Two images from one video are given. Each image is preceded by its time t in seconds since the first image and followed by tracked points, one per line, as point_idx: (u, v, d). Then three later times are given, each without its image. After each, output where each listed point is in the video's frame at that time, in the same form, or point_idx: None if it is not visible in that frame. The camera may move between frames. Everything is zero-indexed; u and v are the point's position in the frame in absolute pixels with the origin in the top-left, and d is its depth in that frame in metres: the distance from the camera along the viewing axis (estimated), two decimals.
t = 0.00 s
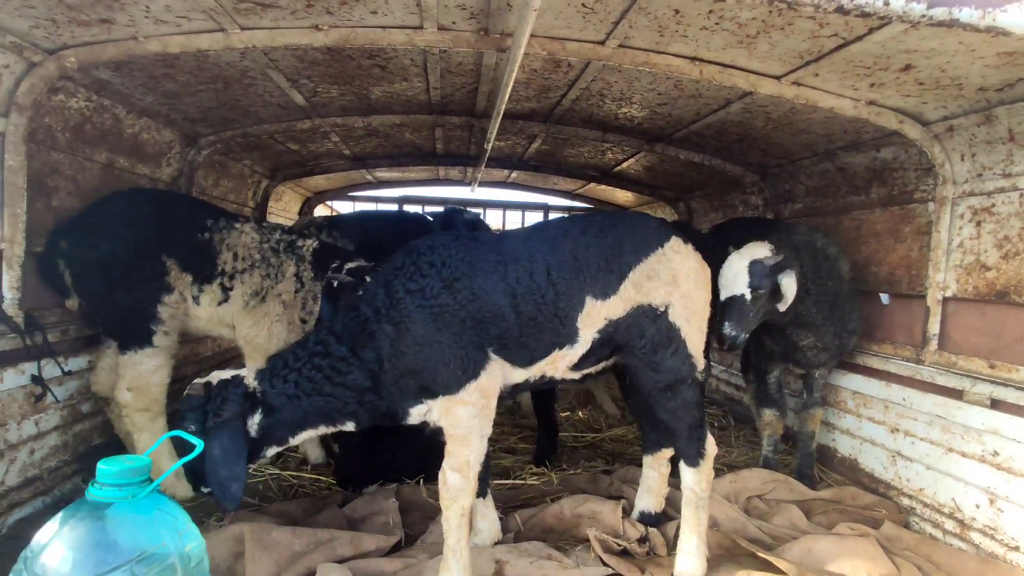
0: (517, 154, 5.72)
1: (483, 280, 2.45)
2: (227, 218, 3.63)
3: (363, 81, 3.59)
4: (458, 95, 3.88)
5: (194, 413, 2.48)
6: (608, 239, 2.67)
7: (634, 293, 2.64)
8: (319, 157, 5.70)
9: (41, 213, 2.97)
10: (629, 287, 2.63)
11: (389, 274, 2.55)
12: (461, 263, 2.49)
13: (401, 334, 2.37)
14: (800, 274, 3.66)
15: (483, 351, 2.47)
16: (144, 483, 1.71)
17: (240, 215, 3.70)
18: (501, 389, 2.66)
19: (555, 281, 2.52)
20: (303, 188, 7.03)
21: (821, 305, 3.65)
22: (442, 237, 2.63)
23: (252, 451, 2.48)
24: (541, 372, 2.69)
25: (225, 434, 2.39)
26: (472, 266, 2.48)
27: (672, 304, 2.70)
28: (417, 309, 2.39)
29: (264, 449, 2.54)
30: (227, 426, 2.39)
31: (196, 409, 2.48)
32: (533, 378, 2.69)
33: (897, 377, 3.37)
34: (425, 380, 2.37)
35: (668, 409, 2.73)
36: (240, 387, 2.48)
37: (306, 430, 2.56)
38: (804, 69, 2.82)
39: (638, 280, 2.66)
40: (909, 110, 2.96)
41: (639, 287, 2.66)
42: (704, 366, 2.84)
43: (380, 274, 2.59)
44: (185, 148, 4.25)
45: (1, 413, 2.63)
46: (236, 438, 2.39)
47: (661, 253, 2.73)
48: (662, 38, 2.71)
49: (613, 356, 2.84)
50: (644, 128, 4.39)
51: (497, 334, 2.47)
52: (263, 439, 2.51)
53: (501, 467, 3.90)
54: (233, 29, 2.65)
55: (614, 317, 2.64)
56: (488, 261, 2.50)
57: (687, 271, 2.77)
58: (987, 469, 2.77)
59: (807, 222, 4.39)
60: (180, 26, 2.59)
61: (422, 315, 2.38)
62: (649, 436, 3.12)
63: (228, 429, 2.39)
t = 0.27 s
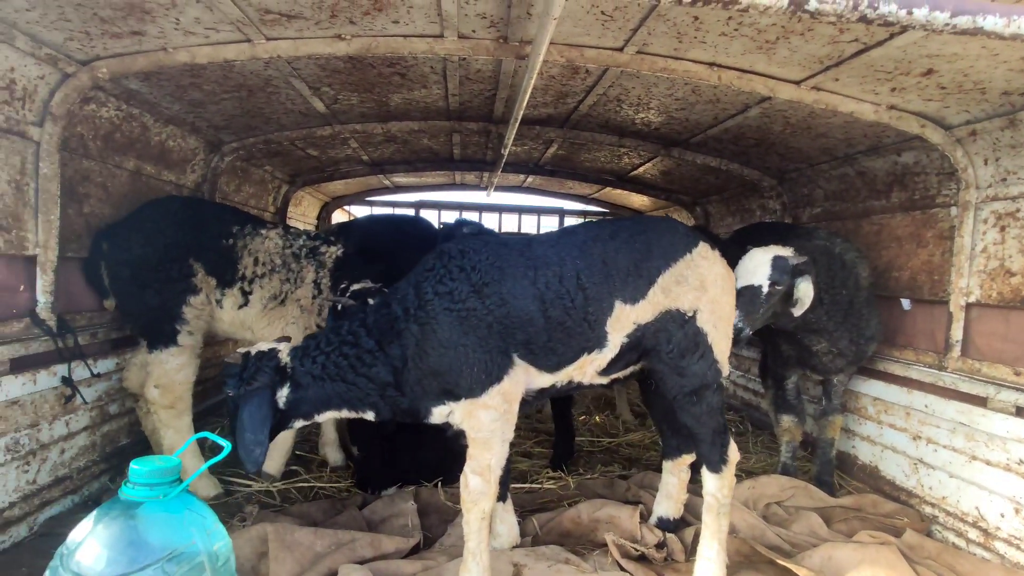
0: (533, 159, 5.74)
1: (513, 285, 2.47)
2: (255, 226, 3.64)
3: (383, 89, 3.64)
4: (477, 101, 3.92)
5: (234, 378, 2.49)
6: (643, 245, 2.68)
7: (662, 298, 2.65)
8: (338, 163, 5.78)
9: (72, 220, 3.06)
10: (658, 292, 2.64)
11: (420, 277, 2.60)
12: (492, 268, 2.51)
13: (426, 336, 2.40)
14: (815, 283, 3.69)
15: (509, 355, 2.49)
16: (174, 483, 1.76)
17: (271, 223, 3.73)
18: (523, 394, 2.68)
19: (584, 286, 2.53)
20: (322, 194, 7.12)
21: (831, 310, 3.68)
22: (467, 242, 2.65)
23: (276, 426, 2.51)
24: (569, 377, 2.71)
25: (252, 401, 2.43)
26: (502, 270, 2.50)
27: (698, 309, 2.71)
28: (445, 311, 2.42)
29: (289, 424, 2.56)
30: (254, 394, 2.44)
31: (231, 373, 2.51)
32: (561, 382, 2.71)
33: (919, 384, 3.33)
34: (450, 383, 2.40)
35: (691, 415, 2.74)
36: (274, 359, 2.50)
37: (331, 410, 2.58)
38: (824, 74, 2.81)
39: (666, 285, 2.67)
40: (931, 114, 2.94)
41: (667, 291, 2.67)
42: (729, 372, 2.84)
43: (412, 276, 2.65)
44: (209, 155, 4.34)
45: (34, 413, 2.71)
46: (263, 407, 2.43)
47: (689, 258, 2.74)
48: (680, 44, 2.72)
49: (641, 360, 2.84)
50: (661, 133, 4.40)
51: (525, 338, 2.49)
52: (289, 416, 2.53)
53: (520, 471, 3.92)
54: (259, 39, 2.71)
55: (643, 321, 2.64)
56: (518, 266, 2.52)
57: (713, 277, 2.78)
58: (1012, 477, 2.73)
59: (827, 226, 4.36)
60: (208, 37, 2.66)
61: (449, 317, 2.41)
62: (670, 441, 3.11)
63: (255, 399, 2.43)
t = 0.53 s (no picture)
0: (548, 165, 5.78)
1: (528, 293, 2.50)
2: (273, 233, 3.71)
3: (401, 98, 3.70)
4: (493, 110, 3.96)
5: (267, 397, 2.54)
6: (659, 253, 2.70)
7: (678, 306, 2.66)
8: (355, 169, 5.86)
9: (101, 227, 3.15)
10: (673, 300, 2.65)
11: (437, 285, 2.64)
12: (507, 276, 2.54)
13: (444, 344, 2.45)
14: (826, 285, 3.69)
15: (523, 362, 2.51)
16: (201, 486, 1.80)
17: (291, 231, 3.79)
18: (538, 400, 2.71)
19: (598, 294, 2.55)
20: (338, 199, 7.22)
21: (845, 317, 3.67)
22: (485, 251, 2.69)
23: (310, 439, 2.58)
24: (584, 384, 2.73)
25: (286, 417, 2.50)
26: (517, 279, 2.53)
27: (716, 318, 2.72)
28: (460, 318, 2.46)
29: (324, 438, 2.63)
30: (288, 411, 2.50)
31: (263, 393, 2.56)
32: (577, 389, 2.74)
33: (938, 393, 3.30)
34: (468, 391, 2.44)
35: (708, 423, 2.74)
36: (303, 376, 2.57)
37: (359, 422, 2.64)
38: (841, 83, 2.81)
39: (683, 293, 2.68)
40: (950, 121, 2.92)
41: (684, 300, 2.68)
42: (747, 380, 2.85)
43: (429, 286, 2.70)
44: (230, 163, 4.43)
45: (64, 415, 2.79)
46: (296, 422, 2.50)
47: (707, 267, 2.75)
48: (696, 54, 2.74)
49: (658, 370, 2.85)
50: (676, 140, 4.41)
51: (541, 346, 2.51)
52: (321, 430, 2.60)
53: (535, 476, 3.94)
54: (281, 51, 2.77)
55: (659, 329, 2.66)
56: (533, 274, 2.55)
57: (732, 286, 2.78)
58: None
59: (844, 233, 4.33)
60: (233, 50, 2.73)
61: (464, 325, 2.45)
62: (687, 449, 3.12)
63: (289, 415, 2.50)
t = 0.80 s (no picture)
0: (563, 167, 5.80)
1: (548, 293, 2.52)
2: (295, 236, 3.80)
3: (419, 102, 3.75)
4: (511, 113, 4.00)
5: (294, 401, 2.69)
6: (679, 252, 2.71)
7: (698, 307, 2.67)
8: (372, 172, 5.93)
9: (129, 229, 3.23)
10: (692, 300, 2.66)
11: (457, 286, 2.67)
12: (527, 276, 2.57)
13: (464, 343, 2.48)
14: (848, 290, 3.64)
15: (543, 362, 2.54)
16: (226, 481, 1.84)
17: (312, 234, 3.87)
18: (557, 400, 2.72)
19: (619, 293, 2.57)
20: (355, 202, 7.30)
21: (867, 321, 3.62)
22: (504, 252, 2.71)
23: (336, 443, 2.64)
24: (604, 384, 2.75)
25: (311, 422, 2.58)
26: (537, 279, 2.55)
27: (735, 319, 2.72)
28: (481, 318, 2.49)
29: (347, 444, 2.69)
30: (312, 416, 2.60)
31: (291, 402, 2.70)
32: (597, 389, 2.76)
33: (961, 396, 3.26)
34: (488, 390, 2.46)
35: (727, 424, 2.74)
36: (328, 382, 2.67)
37: (387, 426, 2.69)
38: (860, 84, 2.81)
39: (703, 294, 2.68)
40: (972, 121, 2.89)
41: (704, 300, 2.68)
42: (767, 382, 2.84)
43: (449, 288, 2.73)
44: (251, 166, 4.52)
45: (93, 413, 2.87)
46: (319, 426, 2.57)
47: (727, 268, 2.75)
48: (713, 56, 2.75)
49: (677, 370, 2.86)
50: (693, 142, 4.41)
51: (561, 345, 2.53)
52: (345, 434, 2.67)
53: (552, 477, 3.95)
54: (303, 57, 2.83)
55: (678, 329, 2.66)
56: (553, 274, 2.57)
57: (753, 287, 2.79)
58: None
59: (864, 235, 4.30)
60: (256, 57, 2.79)
61: (485, 324, 2.48)
62: (705, 450, 3.11)
63: (314, 420, 2.59)
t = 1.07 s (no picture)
0: (580, 169, 5.79)
1: (571, 292, 2.52)
2: (322, 240, 3.84)
3: (439, 105, 3.77)
4: (530, 115, 4.01)
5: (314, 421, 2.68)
6: (700, 252, 2.69)
7: (720, 306, 2.65)
8: (389, 175, 5.96)
9: (155, 231, 3.28)
10: (714, 299, 2.64)
11: (481, 290, 2.68)
12: (551, 277, 2.57)
13: (490, 348, 2.47)
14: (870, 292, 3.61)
15: (569, 363, 2.54)
16: (255, 481, 1.86)
17: (335, 236, 3.90)
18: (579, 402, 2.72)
19: (640, 291, 2.56)
20: (372, 204, 7.35)
21: (894, 326, 3.56)
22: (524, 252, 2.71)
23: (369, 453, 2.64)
24: (627, 384, 2.74)
25: (340, 436, 2.57)
26: (561, 278, 2.56)
27: (758, 320, 2.70)
28: (507, 321, 2.49)
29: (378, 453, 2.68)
30: (342, 429, 2.58)
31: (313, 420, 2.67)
32: (620, 389, 2.75)
33: (988, 399, 3.20)
34: (511, 390, 2.46)
35: (750, 426, 2.72)
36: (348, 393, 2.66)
37: (415, 431, 2.70)
38: (885, 84, 2.78)
39: (725, 294, 2.66)
40: (1001, 120, 2.84)
41: (726, 300, 2.66)
42: (790, 385, 2.82)
43: (472, 293, 2.73)
44: (271, 169, 4.57)
45: (120, 412, 2.91)
46: (351, 438, 2.57)
47: (750, 269, 2.73)
48: (736, 56, 2.74)
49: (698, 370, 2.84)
50: (712, 143, 4.39)
51: (586, 345, 2.53)
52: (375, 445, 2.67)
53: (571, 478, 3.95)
54: (326, 60, 2.86)
55: (699, 327, 2.65)
56: (575, 274, 2.57)
57: (776, 288, 2.76)
58: None
59: (886, 236, 4.25)
60: (281, 61, 2.82)
61: (511, 327, 2.47)
62: (727, 453, 3.09)
63: (343, 432, 2.57)
